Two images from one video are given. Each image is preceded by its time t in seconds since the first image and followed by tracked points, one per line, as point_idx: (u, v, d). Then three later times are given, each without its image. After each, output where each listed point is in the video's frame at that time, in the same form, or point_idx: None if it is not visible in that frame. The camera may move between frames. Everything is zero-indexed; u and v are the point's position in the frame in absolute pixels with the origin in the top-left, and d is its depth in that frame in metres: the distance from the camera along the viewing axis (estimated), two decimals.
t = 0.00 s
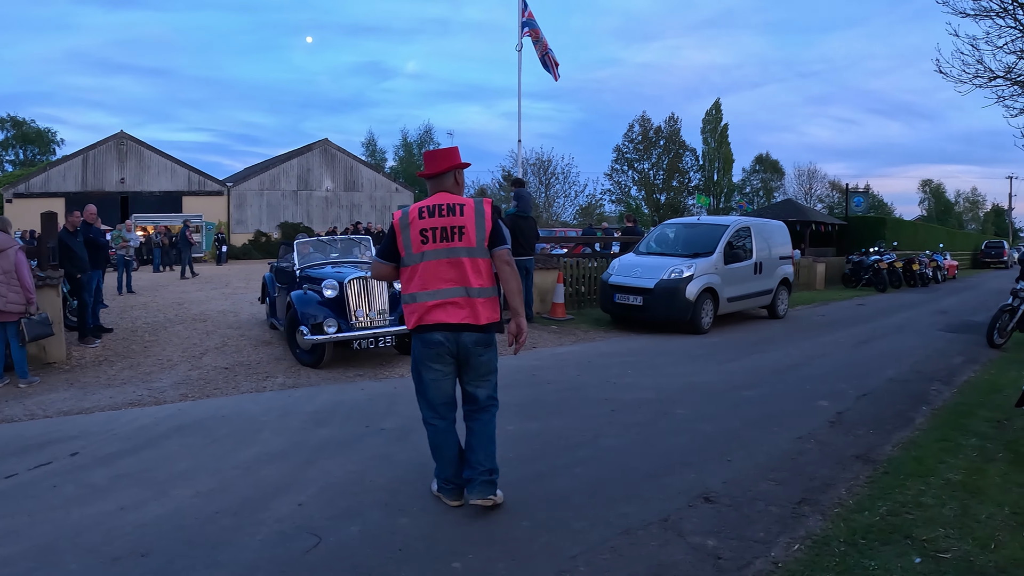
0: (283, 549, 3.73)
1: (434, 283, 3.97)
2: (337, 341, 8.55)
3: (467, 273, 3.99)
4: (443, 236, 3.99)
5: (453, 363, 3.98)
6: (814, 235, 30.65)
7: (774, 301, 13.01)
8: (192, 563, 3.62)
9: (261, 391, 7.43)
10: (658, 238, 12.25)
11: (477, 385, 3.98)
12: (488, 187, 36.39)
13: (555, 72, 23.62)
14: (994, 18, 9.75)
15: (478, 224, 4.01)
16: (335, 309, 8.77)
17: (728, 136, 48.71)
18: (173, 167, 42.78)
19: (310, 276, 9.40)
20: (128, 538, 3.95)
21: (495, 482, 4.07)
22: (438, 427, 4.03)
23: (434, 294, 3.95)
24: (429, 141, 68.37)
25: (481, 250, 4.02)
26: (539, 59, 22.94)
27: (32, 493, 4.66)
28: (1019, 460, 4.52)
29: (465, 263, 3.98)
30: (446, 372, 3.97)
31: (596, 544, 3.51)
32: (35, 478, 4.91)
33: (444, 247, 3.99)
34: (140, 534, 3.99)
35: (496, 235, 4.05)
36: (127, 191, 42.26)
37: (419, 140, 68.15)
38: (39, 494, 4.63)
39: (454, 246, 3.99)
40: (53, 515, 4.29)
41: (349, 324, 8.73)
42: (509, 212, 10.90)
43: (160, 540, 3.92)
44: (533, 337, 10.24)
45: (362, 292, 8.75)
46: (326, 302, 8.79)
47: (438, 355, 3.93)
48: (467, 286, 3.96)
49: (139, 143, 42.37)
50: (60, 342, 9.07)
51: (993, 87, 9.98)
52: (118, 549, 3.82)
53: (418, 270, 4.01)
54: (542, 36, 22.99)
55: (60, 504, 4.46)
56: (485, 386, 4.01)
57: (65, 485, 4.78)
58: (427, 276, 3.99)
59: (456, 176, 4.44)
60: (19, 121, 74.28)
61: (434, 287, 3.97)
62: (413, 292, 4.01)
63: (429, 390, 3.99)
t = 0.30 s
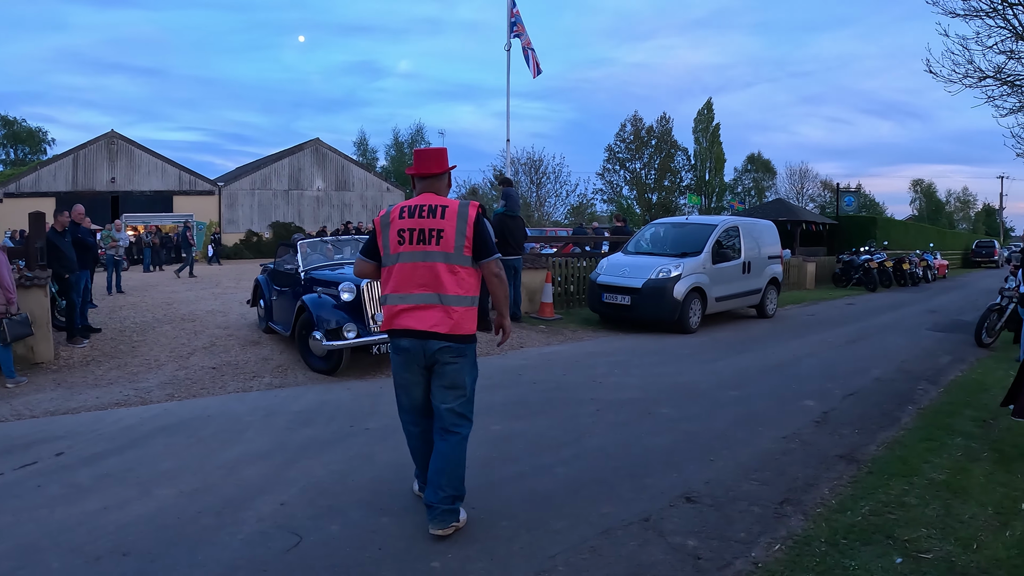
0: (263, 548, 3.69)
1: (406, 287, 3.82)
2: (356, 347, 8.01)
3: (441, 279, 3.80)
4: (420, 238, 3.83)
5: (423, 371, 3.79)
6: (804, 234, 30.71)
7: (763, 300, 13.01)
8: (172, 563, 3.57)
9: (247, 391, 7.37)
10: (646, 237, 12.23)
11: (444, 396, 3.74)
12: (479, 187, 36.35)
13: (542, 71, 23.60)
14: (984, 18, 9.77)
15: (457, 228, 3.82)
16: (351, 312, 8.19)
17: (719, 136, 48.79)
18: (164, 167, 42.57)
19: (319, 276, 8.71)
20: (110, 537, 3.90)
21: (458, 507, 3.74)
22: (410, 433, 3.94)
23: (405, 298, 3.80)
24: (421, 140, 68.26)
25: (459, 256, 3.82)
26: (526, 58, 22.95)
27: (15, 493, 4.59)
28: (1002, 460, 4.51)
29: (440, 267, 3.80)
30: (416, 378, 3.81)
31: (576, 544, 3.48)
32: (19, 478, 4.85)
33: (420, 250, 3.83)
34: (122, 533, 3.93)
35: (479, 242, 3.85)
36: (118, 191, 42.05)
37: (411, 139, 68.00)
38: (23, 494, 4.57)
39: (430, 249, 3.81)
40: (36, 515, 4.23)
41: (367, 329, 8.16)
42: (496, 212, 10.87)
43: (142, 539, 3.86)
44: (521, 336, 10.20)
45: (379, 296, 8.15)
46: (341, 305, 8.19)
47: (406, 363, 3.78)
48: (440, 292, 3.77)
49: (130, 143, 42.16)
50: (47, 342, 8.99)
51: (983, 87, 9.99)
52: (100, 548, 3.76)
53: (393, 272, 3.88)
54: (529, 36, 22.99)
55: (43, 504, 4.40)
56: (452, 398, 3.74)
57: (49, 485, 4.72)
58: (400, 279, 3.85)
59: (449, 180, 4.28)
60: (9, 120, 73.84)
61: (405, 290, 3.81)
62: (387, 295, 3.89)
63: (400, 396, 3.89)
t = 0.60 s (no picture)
0: (249, 550, 3.63)
1: (397, 287, 3.72)
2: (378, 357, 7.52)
3: (434, 281, 3.73)
4: (414, 238, 3.75)
5: (405, 379, 3.71)
6: (794, 234, 30.76)
7: (754, 300, 13.00)
8: (156, 565, 3.51)
9: (235, 392, 7.30)
10: (637, 237, 12.21)
11: (428, 405, 3.66)
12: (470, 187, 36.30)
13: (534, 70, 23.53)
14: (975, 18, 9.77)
15: (455, 232, 3.79)
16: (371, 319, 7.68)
17: (711, 135, 48.87)
18: (155, 167, 42.34)
19: (332, 281, 8.37)
20: (94, 540, 3.83)
21: (444, 518, 3.67)
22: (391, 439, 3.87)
23: (395, 299, 3.70)
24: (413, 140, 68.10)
25: (453, 260, 3.78)
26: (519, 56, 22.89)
27: None
28: (992, 459, 4.49)
29: (433, 270, 3.74)
30: (398, 385, 3.73)
31: (564, 546, 3.44)
32: (4, 480, 4.77)
33: (414, 250, 3.74)
34: (106, 536, 3.87)
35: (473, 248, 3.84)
36: (108, 190, 41.80)
37: (402, 139, 67.84)
38: (7, 496, 4.49)
39: (424, 251, 3.74)
40: (19, 517, 4.16)
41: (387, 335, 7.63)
42: (486, 211, 10.83)
43: (126, 541, 3.80)
44: (511, 336, 10.16)
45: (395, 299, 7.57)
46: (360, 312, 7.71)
47: (388, 370, 3.70)
48: (431, 296, 3.70)
49: (120, 142, 41.90)
50: (35, 342, 8.88)
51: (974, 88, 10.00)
52: (84, 550, 3.70)
53: (383, 270, 3.77)
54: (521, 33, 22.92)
55: (27, 506, 4.33)
56: (436, 408, 3.65)
57: (34, 487, 4.65)
58: (390, 278, 3.74)
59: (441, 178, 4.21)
60: None
61: (396, 291, 3.72)
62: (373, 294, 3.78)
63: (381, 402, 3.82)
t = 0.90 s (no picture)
0: (238, 559, 3.55)
1: (395, 291, 3.58)
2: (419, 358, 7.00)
3: (433, 283, 3.66)
4: (411, 240, 3.62)
5: (392, 385, 3.61)
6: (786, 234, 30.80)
7: (748, 300, 12.97)
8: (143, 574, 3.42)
9: (225, 394, 7.20)
10: (630, 237, 12.16)
11: (421, 411, 3.59)
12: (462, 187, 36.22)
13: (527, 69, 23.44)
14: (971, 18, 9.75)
15: (450, 232, 3.73)
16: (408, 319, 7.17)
17: (703, 135, 48.92)
18: (146, 166, 42.01)
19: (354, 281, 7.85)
20: (80, 547, 3.74)
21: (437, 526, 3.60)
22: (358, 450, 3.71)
23: (395, 305, 3.56)
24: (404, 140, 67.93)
25: (448, 261, 3.73)
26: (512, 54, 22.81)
27: None
28: (993, 461, 4.46)
29: (430, 272, 3.66)
30: (384, 392, 3.61)
31: (561, 553, 3.37)
32: None
33: (411, 252, 3.62)
34: (92, 543, 3.77)
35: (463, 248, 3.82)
36: (99, 190, 41.51)
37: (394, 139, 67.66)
38: None
39: (423, 253, 3.63)
40: (3, 524, 4.06)
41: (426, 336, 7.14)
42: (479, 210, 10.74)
43: (113, 549, 3.71)
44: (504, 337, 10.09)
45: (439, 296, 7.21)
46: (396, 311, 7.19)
47: (377, 377, 3.57)
48: (431, 300, 3.62)
49: (111, 141, 41.61)
50: (23, 344, 8.74)
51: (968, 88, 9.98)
52: (69, 559, 3.61)
53: (378, 273, 3.59)
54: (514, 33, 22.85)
55: (11, 513, 4.23)
56: (430, 414, 3.59)
57: (19, 493, 4.55)
58: (387, 282, 3.58)
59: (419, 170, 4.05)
60: None
61: (395, 296, 3.58)
62: (368, 299, 3.59)
63: (358, 411, 3.65)
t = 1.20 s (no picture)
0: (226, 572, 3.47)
1: (361, 302, 3.49)
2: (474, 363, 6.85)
3: (399, 289, 3.57)
4: (373, 248, 3.52)
5: (365, 397, 3.53)
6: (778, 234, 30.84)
7: (741, 302, 12.95)
8: None
9: (215, 399, 7.11)
10: (624, 240, 12.11)
11: (399, 422, 3.51)
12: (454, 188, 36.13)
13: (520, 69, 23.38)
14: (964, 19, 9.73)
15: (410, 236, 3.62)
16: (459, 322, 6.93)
17: (695, 136, 48.98)
18: (136, 167, 41.72)
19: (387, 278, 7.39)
20: (64, 560, 3.65)
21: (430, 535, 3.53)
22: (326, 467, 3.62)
23: (363, 316, 3.47)
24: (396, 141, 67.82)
25: (413, 266, 3.62)
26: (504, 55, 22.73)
27: None
28: (992, 467, 4.42)
29: (395, 279, 3.56)
30: (359, 405, 3.53)
31: (557, 565, 3.31)
32: None
33: (374, 261, 3.52)
34: (78, 556, 3.69)
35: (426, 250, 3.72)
36: (89, 191, 41.25)
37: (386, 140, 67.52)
38: None
39: (386, 261, 3.53)
40: None
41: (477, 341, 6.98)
42: (473, 212, 10.66)
43: (98, 562, 3.62)
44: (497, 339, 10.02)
45: (493, 301, 7.06)
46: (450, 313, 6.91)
47: (350, 389, 3.49)
48: (400, 307, 3.53)
49: (101, 142, 41.32)
50: (11, 348, 8.61)
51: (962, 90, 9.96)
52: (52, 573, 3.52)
53: (342, 285, 3.49)
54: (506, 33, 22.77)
55: None
56: (408, 423, 3.52)
57: (4, 503, 4.45)
58: (352, 294, 3.49)
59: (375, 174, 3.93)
60: None
61: (362, 307, 3.49)
62: (335, 312, 3.49)
63: (330, 427, 3.56)
